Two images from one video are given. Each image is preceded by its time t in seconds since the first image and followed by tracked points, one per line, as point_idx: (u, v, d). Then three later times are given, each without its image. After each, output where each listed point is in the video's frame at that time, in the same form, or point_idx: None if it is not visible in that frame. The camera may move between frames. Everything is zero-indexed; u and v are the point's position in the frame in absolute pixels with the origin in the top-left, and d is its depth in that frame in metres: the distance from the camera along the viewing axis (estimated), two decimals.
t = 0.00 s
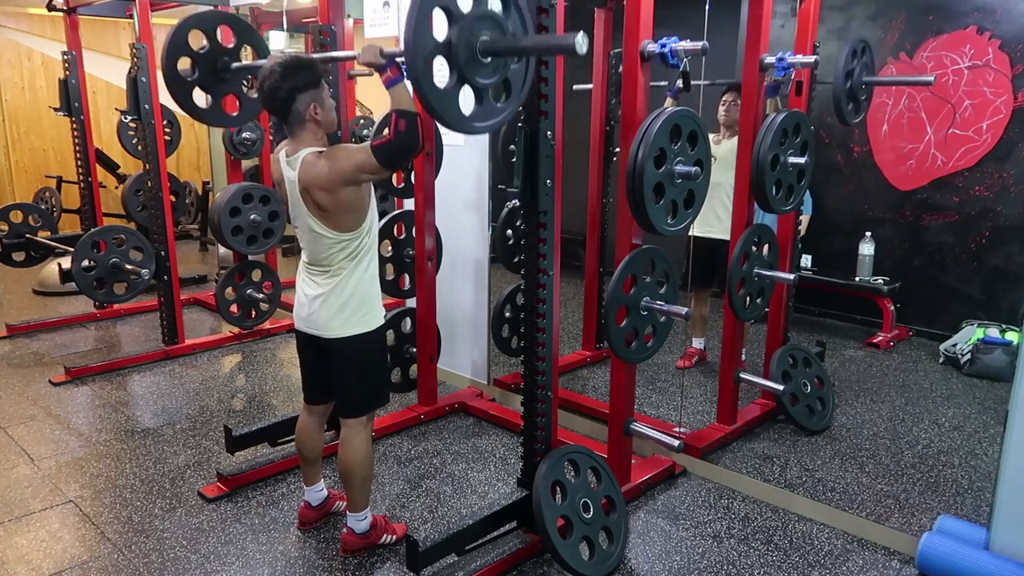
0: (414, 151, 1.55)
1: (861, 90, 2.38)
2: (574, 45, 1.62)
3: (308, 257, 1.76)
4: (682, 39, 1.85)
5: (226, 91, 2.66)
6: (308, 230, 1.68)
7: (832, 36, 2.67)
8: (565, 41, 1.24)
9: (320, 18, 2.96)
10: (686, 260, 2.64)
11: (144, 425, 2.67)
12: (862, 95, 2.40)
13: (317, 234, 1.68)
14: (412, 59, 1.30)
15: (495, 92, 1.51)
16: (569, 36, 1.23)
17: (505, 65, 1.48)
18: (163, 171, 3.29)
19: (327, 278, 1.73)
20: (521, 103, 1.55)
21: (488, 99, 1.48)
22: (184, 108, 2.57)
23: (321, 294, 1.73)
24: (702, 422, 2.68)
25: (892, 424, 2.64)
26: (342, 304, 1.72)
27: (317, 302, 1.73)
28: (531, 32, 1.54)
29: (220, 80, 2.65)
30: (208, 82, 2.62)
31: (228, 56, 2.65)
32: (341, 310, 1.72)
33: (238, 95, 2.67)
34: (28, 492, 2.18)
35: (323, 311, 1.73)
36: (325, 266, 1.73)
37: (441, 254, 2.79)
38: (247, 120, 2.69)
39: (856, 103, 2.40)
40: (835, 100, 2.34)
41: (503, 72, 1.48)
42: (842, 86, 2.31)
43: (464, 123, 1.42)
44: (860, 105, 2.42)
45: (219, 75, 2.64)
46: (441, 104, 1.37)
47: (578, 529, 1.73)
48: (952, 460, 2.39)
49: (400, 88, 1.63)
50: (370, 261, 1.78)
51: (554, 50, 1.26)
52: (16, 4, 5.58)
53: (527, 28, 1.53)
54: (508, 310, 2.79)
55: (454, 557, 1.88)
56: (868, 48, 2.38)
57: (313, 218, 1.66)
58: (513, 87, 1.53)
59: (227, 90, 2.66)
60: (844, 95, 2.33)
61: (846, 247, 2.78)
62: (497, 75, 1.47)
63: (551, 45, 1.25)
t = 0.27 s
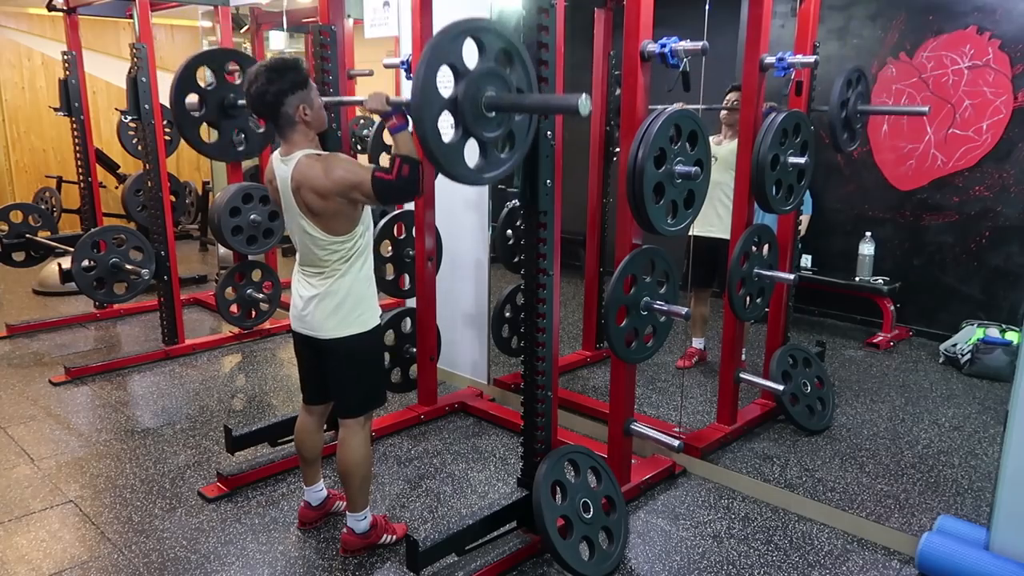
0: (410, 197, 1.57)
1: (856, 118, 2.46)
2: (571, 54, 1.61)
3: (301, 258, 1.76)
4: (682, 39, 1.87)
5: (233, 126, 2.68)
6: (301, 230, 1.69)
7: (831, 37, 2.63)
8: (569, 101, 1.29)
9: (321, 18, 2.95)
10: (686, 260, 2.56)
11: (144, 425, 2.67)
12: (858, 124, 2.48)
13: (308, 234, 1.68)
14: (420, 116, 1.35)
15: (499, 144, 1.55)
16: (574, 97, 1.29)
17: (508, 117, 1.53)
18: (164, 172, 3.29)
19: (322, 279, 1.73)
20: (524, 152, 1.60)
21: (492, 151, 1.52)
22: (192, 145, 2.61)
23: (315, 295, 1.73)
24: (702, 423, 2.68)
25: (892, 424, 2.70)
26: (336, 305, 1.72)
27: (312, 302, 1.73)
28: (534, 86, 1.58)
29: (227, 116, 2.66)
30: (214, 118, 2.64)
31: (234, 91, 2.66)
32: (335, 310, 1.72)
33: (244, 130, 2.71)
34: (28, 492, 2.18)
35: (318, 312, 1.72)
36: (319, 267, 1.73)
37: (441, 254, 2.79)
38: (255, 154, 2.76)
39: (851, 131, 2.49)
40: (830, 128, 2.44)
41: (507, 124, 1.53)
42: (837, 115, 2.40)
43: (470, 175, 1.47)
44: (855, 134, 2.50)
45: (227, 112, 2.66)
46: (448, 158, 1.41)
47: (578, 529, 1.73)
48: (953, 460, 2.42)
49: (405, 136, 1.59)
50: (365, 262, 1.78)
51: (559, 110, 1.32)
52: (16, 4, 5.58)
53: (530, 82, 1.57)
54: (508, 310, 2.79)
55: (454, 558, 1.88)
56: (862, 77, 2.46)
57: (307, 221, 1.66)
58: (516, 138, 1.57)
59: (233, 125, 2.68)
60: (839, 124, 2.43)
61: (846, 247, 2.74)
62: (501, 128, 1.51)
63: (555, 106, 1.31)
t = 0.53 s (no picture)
0: (396, 236, 1.62)
1: (853, 143, 2.51)
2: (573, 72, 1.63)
3: (304, 257, 1.76)
4: (682, 39, 1.88)
5: (236, 156, 2.70)
6: (304, 228, 1.69)
7: (831, 37, 2.63)
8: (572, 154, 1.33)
9: (321, 18, 2.95)
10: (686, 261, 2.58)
11: (144, 424, 2.67)
12: (854, 148, 2.54)
13: (310, 231, 1.68)
14: (424, 163, 1.38)
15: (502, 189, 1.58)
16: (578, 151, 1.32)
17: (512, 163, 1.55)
18: (164, 172, 3.29)
19: (324, 278, 1.73)
20: (527, 196, 1.62)
21: (494, 196, 1.55)
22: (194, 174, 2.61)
23: (318, 294, 1.73)
24: (702, 423, 2.68)
25: (892, 424, 2.70)
26: (339, 304, 1.72)
27: (315, 301, 1.73)
28: (537, 131, 1.61)
29: (231, 146, 2.67)
30: (218, 147, 2.65)
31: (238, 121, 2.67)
32: (338, 310, 1.72)
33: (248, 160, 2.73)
34: (28, 492, 2.18)
35: (320, 310, 1.72)
36: (322, 266, 1.73)
37: (440, 254, 2.79)
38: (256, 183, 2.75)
39: (848, 156, 2.54)
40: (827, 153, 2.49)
41: (510, 170, 1.55)
42: (834, 140, 2.44)
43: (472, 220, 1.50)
44: (851, 158, 2.55)
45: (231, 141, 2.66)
46: (450, 204, 1.44)
47: (578, 529, 1.73)
48: (953, 459, 2.43)
49: (404, 176, 1.75)
50: (367, 263, 1.78)
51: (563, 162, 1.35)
52: (16, 4, 5.58)
53: (533, 127, 1.60)
54: (508, 310, 2.79)
55: (454, 557, 1.88)
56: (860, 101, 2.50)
57: (307, 219, 1.67)
58: (519, 183, 1.59)
59: (238, 154, 2.70)
60: (836, 149, 2.48)
61: (846, 247, 2.73)
62: (504, 174, 1.54)
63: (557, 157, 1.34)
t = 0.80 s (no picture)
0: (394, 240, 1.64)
1: (852, 147, 2.51)
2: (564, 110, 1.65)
3: (306, 258, 1.76)
4: (682, 39, 1.87)
5: (237, 160, 2.67)
6: (305, 228, 1.69)
7: (831, 37, 2.63)
8: (576, 161, 1.33)
9: (321, 18, 2.95)
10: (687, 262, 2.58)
11: (144, 425, 2.67)
12: (854, 152, 2.52)
13: (311, 231, 1.68)
14: (428, 170, 1.38)
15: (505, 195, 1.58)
16: (581, 158, 1.32)
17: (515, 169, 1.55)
18: (164, 172, 3.29)
19: (326, 279, 1.73)
20: (530, 201, 1.61)
21: (498, 201, 1.55)
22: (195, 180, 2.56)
23: (319, 295, 1.73)
24: (702, 423, 2.68)
25: (892, 424, 2.70)
26: (340, 305, 1.72)
27: (316, 302, 1.73)
28: (539, 137, 1.61)
29: (232, 150, 2.64)
30: (219, 153, 2.62)
31: (239, 126, 2.63)
32: (339, 311, 1.72)
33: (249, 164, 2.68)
34: (28, 492, 2.18)
35: (321, 312, 1.72)
36: (323, 267, 1.73)
37: (440, 254, 2.79)
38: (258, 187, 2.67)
39: (848, 160, 2.53)
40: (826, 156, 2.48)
41: (513, 176, 1.55)
42: (834, 144, 2.44)
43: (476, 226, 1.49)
44: (851, 162, 2.53)
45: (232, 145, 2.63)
46: (453, 210, 1.44)
47: (578, 529, 1.73)
48: (952, 460, 2.43)
49: (405, 182, 1.83)
50: (369, 264, 1.78)
51: (565, 169, 1.35)
52: (16, 4, 5.58)
53: (535, 133, 1.60)
54: (508, 310, 2.79)
55: (454, 557, 1.88)
56: (859, 105, 2.50)
57: (309, 219, 1.67)
58: (523, 188, 1.59)
59: (238, 159, 2.67)
60: (836, 152, 2.47)
61: (846, 247, 2.73)
62: (507, 180, 1.54)
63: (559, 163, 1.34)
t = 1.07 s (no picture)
0: (394, 240, 1.64)
1: (852, 148, 2.49)
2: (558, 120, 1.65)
3: (305, 258, 1.76)
4: (682, 39, 1.87)
5: (237, 159, 2.64)
6: (305, 228, 1.69)
7: (831, 37, 2.63)
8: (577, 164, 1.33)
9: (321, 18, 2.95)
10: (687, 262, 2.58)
11: (144, 425, 2.67)
12: (854, 153, 2.51)
13: (311, 231, 1.68)
14: (428, 173, 1.39)
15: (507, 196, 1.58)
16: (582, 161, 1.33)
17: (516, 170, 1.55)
18: (164, 172, 3.29)
19: (325, 279, 1.73)
20: (532, 202, 1.61)
21: (499, 203, 1.55)
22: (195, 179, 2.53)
23: (318, 294, 1.73)
24: (702, 423, 2.68)
25: (893, 424, 2.69)
26: (338, 305, 1.72)
27: (315, 302, 1.73)
28: (540, 138, 1.61)
29: (231, 149, 2.62)
30: (219, 152, 2.59)
31: (239, 124, 2.60)
32: (338, 311, 1.72)
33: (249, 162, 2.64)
34: (28, 492, 2.18)
35: (321, 311, 1.72)
36: (323, 267, 1.73)
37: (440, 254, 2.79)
38: (258, 186, 2.64)
39: (848, 161, 2.51)
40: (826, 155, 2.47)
41: (515, 177, 1.55)
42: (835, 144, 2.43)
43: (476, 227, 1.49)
44: (851, 163, 2.52)
45: (231, 144, 2.61)
46: (454, 212, 1.45)
47: (578, 529, 1.73)
48: (953, 460, 2.42)
49: (406, 182, 1.80)
50: (368, 264, 1.78)
51: (566, 171, 1.36)
52: (16, 4, 5.58)
53: (536, 133, 1.60)
54: (508, 310, 2.79)
55: (453, 558, 1.88)
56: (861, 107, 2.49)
57: (309, 218, 1.67)
58: (525, 190, 1.58)
59: (238, 158, 2.64)
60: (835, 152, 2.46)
61: (846, 247, 2.73)
62: (509, 181, 1.54)
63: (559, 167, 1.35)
